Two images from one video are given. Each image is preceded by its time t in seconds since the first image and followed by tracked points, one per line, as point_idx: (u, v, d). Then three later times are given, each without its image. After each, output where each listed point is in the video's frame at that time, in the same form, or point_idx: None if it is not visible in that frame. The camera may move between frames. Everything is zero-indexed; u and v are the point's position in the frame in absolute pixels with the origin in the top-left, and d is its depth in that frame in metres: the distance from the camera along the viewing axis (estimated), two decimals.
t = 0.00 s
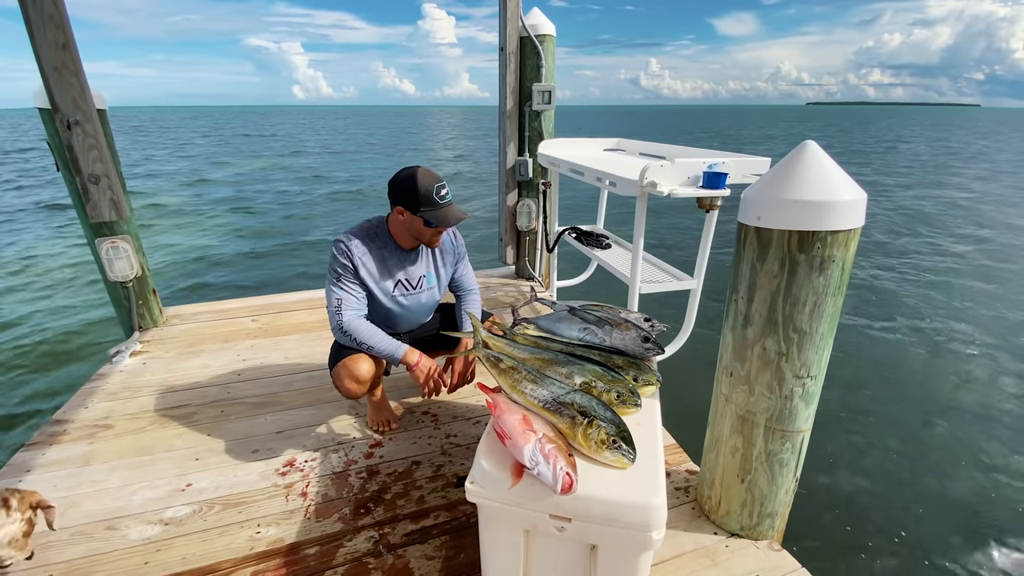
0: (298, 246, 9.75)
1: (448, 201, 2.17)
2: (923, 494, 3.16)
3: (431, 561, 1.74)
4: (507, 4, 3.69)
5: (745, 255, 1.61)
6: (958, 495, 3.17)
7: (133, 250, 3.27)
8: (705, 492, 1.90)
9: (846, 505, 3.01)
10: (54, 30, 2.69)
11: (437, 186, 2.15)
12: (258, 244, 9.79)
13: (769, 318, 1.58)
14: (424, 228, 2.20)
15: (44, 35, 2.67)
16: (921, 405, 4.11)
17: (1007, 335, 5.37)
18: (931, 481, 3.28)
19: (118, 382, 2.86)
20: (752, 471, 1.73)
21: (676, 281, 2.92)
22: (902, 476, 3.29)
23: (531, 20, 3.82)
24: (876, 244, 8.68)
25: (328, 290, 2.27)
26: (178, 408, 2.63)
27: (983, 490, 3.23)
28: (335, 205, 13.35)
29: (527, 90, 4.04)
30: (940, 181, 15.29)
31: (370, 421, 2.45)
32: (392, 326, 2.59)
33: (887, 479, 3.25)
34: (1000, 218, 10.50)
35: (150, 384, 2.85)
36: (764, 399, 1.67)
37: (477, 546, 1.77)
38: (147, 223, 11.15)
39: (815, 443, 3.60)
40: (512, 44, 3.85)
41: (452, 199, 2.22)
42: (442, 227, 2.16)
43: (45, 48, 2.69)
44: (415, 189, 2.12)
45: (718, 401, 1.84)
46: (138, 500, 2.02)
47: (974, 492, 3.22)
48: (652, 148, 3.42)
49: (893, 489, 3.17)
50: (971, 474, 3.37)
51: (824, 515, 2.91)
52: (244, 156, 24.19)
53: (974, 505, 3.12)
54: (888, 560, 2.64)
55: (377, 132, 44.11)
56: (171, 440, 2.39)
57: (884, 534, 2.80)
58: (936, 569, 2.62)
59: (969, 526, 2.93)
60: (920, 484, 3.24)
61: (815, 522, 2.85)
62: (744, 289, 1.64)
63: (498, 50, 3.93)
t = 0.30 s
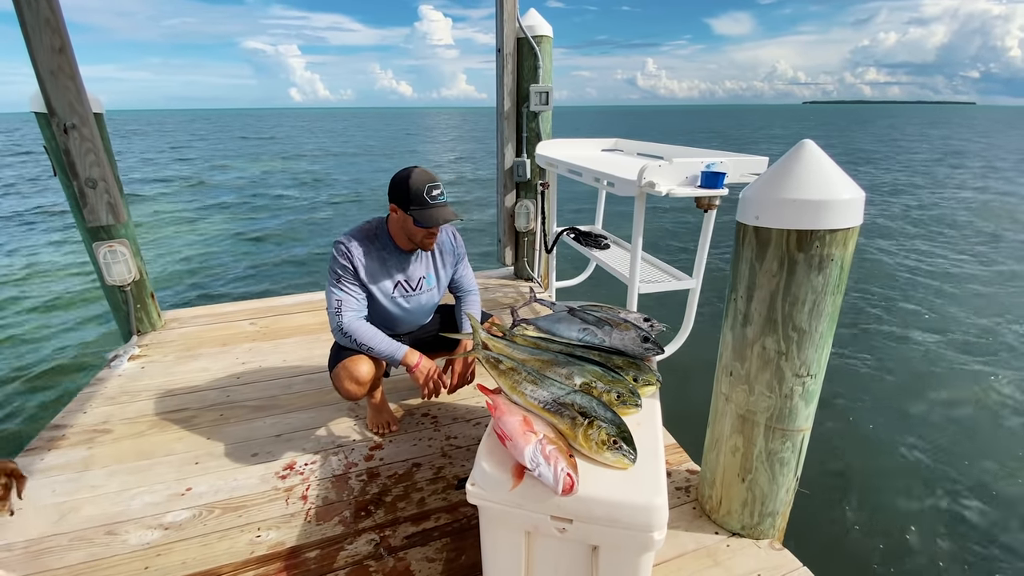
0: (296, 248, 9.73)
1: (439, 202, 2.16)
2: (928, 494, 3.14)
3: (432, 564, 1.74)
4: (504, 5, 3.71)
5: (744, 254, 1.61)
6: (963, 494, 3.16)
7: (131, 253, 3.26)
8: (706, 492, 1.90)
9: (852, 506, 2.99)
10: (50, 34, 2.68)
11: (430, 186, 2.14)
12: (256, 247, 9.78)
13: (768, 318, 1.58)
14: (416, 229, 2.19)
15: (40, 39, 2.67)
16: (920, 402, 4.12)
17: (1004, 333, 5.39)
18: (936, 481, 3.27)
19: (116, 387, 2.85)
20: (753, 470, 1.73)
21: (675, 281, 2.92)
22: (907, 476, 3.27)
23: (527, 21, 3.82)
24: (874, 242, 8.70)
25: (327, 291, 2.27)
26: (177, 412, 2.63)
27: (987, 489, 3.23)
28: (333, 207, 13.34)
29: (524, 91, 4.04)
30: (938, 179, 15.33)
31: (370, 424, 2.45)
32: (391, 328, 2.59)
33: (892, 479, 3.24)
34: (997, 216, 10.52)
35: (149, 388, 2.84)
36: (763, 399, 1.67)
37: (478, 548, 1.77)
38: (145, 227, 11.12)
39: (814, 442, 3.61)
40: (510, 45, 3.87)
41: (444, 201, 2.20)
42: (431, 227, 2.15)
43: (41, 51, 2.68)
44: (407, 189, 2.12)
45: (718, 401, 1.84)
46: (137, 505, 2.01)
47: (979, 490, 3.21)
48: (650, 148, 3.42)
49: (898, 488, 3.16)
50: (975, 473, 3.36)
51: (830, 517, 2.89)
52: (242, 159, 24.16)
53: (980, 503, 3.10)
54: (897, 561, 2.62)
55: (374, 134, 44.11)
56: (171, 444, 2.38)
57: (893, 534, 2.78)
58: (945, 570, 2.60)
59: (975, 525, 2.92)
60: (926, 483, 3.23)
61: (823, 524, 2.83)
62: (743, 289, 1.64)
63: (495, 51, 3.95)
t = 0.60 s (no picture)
0: (294, 251, 9.72)
1: (429, 202, 2.14)
2: (931, 492, 3.14)
3: (433, 566, 1.73)
4: (500, 7, 3.72)
5: (742, 254, 1.62)
6: (966, 492, 3.16)
7: (128, 257, 3.25)
8: (706, 492, 1.90)
9: (857, 507, 2.98)
10: (46, 38, 2.67)
11: (420, 185, 2.13)
12: (255, 251, 9.76)
13: (767, 317, 1.58)
14: (407, 229, 2.18)
15: (36, 43, 2.66)
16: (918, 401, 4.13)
17: (1002, 331, 5.40)
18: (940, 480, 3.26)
19: (114, 391, 2.84)
20: (753, 470, 1.73)
21: (674, 281, 2.92)
22: (911, 476, 3.26)
23: (524, 22, 3.83)
24: (872, 241, 8.71)
25: (326, 293, 2.27)
26: (176, 416, 2.62)
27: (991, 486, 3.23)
28: (331, 209, 13.32)
29: (521, 93, 4.05)
30: (935, 178, 15.36)
31: (369, 426, 2.44)
32: (391, 329, 2.59)
33: (896, 478, 3.23)
34: (994, 214, 10.56)
35: (147, 392, 2.83)
36: (763, 399, 1.67)
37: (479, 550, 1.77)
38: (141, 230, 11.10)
39: (814, 442, 3.61)
40: (506, 47, 3.88)
41: (436, 200, 2.18)
42: (420, 226, 2.13)
43: (37, 55, 2.68)
44: (397, 189, 2.13)
45: (717, 401, 1.84)
46: (137, 509, 2.00)
47: (982, 488, 3.21)
48: (647, 148, 3.42)
49: (902, 488, 3.15)
50: (978, 471, 3.36)
51: (835, 518, 2.88)
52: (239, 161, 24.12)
53: (984, 502, 3.10)
54: (904, 562, 2.61)
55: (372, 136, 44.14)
56: (169, 448, 2.37)
57: (897, 535, 2.77)
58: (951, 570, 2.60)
59: (980, 523, 2.91)
60: (930, 482, 3.22)
61: (829, 526, 2.81)
62: (742, 289, 1.64)
63: (492, 53, 3.95)
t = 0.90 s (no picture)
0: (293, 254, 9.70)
1: (425, 202, 2.14)
2: (930, 491, 3.14)
3: (432, 568, 1.73)
4: (497, 9, 3.72)
5: (739, 255, 1.62)
6: (965, 492, 3.16)
7: (126, 260, 3.24)
8: (705, 492, 1.91)
9: (858, 506, 2.97)
10: (43, 42, 2.67)
11: (416, 186, 2.13)
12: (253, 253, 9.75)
13: (765, 317, 1.59)
14: (404, 230, 2.18)
15: (32, 47, 2.66)
16: (917, 400, 4.13)
17: (999, 330, 5.41)
18: (941, 481, 3.25)
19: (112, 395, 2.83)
20: (752, 470, 1.74)
21: (672, 282, 2.92)
22: (911, 476, 3.26)
23: (521, 24, 3.84)
24: (869, 240, 8.73)
25: (325, 295, 2.27)
26: (174, 419, 2.61)
27: (990, 486, 3.23)
28: (329, 212, 13.30)
29: (518, 94, 4.05)
30: (932, 178, 15.39)
31: (368, 429, 2.44)
32: (390, 331, 2.59)
33: (896, 478, 3.22)
34: (991, 214, 10.59)
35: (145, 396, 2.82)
36: (762, 398, 1.67)
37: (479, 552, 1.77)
38: (139, 233, 11.07)
39: (813, 442, 3.61)
40: (503, 48, 3.88)
41: (433, 200, 2.17)
42: (416, 226, 2.13)
43: (33, 59, 2.67)
44: (394, 190, 2.14)
45: (716, 401, 1.84)
46: (135, 514, 2.00)
47: (982, 487, 3.21)
48: (645, 149, 3.43)
49: (902, 487, 3.15)
50: (979, 472, 3.35)
51: (834, 517, 2.88)
52: (237, 164, 24.08)
53: (984, 502, 3.10)
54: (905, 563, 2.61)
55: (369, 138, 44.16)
56: (167, 452, 2.36)
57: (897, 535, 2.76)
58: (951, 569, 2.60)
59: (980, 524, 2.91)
60: (930, 481, 3.22)
61: (829, 525, 2.81)
62: (740, 289, 1.65)
63: (489, 55, 3.96)
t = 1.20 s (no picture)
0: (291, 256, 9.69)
1: (422, 205, 2.14)
2: (927, 489, 3.15)
3: (431, 570, 1.73)
4: (494, 11, 3.73)
5: (735, 255, 1.63)
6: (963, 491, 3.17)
7: (123, 263, 3.24)
8: (703, 492, 1.91)
9: (856, 505, 2.97)
10: (40, 45, 2.67)
11: (413, 188, 2.14)
12: (250, 256, 9.73)
13: (761, 317, 1.59)
14: (401, 233, 2.19)
15: (29, 50, 2.66)
16: (914, 399, 4.15)
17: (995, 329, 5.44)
18: (940, 481, 3.26)
19: (109, 398, 2.82)
20: (749, 469, 1.74)
21: (669, 282, 2.93)
22: (907, 475, 3.27)
23: (518, 26, 3.85)
24: (866, 240, 8.75)
25: (323, 298, 2.27)
26: (172, 422, 2.61)
27: (989, 485, 3.23)
28: (327, 214, 13.29)
29: (515, 96, 4.06)
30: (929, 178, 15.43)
31: (367, 431, 2.44)
32: (388, 333, 2.59)
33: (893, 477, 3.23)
34: (987, 213, 10.63)
35: (143, 399, 2.82)
36: (758, 398, 1.68)
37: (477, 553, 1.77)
38: (136, 236, 11.05)
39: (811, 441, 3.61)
40: (500, 50, 3.89)
41: (430, 203, 2.18)
42: (412, 227, 2.13)
43: (30, 62, 2.67)
44: (391, 192, 2.15)
45: (713, 401, 1.85)
46: (132, 517, 1.99)
47: (979, 486, 3.23)
48: (642, 151, 3.44)
49: (900, 486, 3.15)
50: (976, 471, 3.36)
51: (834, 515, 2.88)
52: (234, 167, 24.04)
53: (981, 500, 3.12)
54: (903, 560, 2.61)
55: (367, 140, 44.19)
56: (165, 455, 2.36)
57: (895, 535, 2.77)
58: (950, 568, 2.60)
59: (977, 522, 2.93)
60: (929, 481, 3.23)
61: (828, 523, 2.82)
62: (736, 289, 1.66)
63: (486, 57, 3.96)
